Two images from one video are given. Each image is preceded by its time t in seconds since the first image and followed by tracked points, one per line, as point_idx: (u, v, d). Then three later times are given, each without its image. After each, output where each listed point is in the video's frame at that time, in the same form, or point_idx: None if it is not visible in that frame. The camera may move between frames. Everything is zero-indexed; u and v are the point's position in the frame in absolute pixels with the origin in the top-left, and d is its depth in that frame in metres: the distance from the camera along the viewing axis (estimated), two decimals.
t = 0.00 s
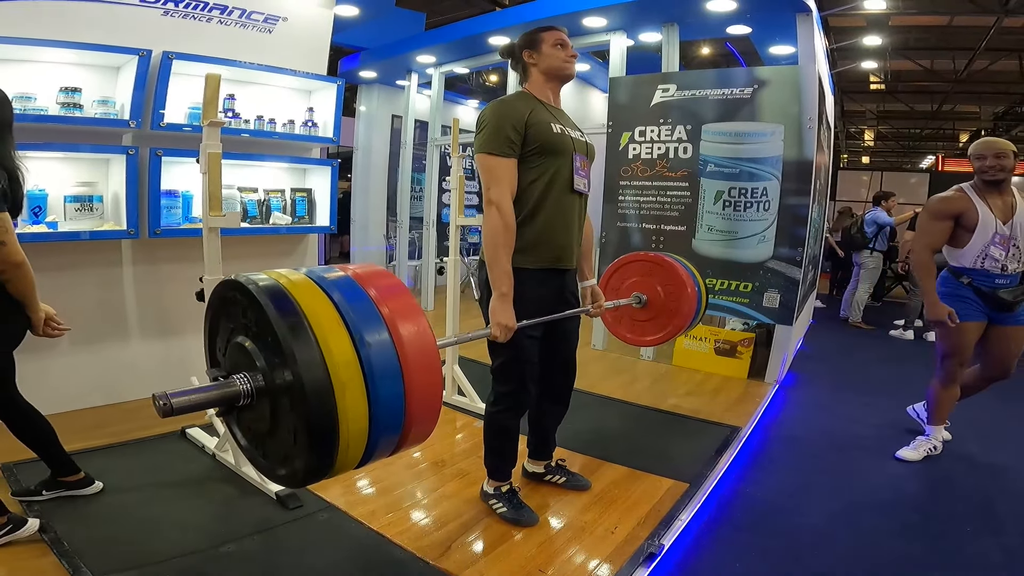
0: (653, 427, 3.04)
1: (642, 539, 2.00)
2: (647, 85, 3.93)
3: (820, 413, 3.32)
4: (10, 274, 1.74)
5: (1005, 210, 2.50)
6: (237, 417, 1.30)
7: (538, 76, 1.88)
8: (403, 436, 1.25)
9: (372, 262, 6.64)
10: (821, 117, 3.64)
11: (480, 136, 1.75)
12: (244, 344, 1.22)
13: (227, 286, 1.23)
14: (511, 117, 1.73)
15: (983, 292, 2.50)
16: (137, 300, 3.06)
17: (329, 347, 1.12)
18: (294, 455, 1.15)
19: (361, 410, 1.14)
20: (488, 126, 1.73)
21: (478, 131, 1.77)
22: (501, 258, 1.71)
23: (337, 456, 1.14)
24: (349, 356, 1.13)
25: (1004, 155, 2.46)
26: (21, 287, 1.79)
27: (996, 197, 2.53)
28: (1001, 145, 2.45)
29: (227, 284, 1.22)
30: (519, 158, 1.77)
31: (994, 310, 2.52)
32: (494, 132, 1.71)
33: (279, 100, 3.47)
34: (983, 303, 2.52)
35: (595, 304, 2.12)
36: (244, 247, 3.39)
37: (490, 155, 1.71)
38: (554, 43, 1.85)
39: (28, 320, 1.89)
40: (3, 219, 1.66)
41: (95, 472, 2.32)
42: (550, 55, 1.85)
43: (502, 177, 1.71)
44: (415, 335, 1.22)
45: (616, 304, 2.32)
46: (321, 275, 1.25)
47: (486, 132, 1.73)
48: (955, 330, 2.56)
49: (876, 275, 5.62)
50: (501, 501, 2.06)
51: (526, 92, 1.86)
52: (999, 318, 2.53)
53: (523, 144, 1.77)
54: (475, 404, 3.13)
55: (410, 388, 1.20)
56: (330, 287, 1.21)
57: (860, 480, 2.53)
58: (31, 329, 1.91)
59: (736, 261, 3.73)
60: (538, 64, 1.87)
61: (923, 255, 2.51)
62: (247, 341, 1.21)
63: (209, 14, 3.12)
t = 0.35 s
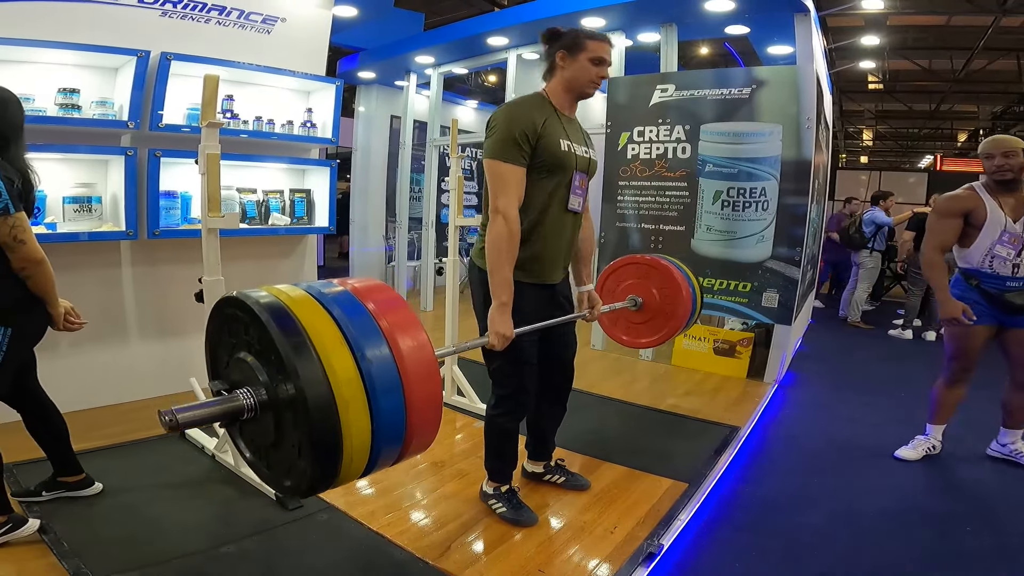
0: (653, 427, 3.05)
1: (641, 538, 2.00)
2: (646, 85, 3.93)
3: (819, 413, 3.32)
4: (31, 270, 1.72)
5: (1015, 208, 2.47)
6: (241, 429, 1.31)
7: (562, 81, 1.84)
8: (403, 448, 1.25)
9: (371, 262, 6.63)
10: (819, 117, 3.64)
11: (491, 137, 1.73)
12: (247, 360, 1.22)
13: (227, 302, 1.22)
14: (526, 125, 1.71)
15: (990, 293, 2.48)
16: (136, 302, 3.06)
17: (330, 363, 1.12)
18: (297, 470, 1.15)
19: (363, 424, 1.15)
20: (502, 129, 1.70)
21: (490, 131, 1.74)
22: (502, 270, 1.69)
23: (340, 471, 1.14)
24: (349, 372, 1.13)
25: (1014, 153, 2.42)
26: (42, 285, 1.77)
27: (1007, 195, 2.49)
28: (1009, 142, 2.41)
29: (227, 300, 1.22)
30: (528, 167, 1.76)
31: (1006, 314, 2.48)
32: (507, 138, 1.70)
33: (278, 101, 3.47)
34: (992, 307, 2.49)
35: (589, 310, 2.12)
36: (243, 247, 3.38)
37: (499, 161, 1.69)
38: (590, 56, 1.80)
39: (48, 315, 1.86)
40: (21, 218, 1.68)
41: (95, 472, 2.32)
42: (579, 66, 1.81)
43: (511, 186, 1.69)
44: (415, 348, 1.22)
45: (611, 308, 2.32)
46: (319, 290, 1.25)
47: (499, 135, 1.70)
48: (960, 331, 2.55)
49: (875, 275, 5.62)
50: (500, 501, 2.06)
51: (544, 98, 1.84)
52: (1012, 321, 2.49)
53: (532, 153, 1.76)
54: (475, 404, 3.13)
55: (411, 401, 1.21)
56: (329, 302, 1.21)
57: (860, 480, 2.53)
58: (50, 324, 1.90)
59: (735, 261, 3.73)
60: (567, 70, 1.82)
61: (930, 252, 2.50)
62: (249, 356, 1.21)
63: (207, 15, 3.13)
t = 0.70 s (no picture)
0: (653, 425, 3.05)
1: (641, 536, 2.00)
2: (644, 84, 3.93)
3: (818, 410, 3.33)
4: (39, 271, 1.71)
5: None
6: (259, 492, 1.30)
7: (608, 128, 1.71)
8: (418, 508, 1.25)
9: (370, 262, 6.63)
10: (818, 116, 3.65)
11: (519, 179, 1.57)
12: (259, 427, 1.21)
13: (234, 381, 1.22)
14: (558, 178, 1.59)
15: (1012, 295, 2.33)
16: (135, 302, 3.06)
17: (341, 438, 1.11)
18: (319, 540, 1.15)
19: (379, 493, 1.15)
20: (535, 176, 1.56)
21: (521, 171, 1.59)
22: (511, 328, 1.56)
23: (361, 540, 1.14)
24: (360, 444, 1.13)
25: None
26: (50, 287, 1.76)
27: None
28: None
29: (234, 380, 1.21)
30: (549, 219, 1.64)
31: None
32: (541, 187, 1.55)
33: (276, 101, 3.47)
34: (1015, 308, 2.34)
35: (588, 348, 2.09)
36: (242, 247, 3.38)
37: (526, 211, 1.54)
38: (650, 111, 1.67)
39: (55, 316, 1.85)
40: (29, 219, 1.68)
41: (95, 473, 2.32)
42: (633, 117, 1.69)
43: (536, 240, 1.55)
44: (419, 411, 1.21)
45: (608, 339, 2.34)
46: (320, 362, 1.24)
47: (530, 180, 1.56)
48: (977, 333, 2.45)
49: (874, 273, 5.63)
50: (501, 500, 2.06)
51: (584, 144, 1.72)
52: None
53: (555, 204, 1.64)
54: (475, 403, 3.13)
55: (422, 464, 1.20)
56: (332, 374, 1.21)
57: (860, 478, 2.53)
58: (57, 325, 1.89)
59: (734, 259, 3.73)
60: (618, 118, 1.70)
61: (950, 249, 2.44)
62: (261, 427, 1.20)
63: (205, 15, 3.12)
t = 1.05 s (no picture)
0: (653, 423, 3.04)
1: (641, 534, 2.00)
2: (646, 81, 3.93)
3: (819, 409, 3.33)
4: (38, 267, 1.72)
5: None
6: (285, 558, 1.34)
7: (635, 217, 1.56)
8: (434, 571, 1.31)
9: (372, 259, 6.63)
10: (821, 114, 3.63)
11: (535, 258, 1.48)
12: (279, 502, 1.28)
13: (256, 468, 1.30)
14: (575, 264, 1.49)
15: None
16: (136, 299, 3.06)
17: (355, 517, 1.19)
18: None
19: (395, 565, 1.21)
20: (552, 258, 1.47)
21: (538, 248, 1.50)
22: (515, 397, 1.51)
23: None
24: (373, 522, 1.19)
25: None
26: (48, 282, 1.76)
27: None
28: None
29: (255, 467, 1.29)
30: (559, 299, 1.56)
31: None
32: (556, 271, 1.47)
33: (278, 97, 3.46)
34: None
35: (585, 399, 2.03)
36: (244, 244, 3.38)
37: (538, 291, 1.46)
38: (681, 207, 1.51)
39: (52, 312, 1.85)
40: (31, 214, 1.68)
41: (95, 469, 2.32)
42: (661, 211, 1.52)
43: (546, 321, 1.48)
44: (425, 485, 1.27)
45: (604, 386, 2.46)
46: (330, 445, 1.30)
47: (546, 261, 1.47)
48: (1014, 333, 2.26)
49: (876, 272, 5.61)
50: (501, 497, 2.06)
51: (607, 226, 1.58)
52: None
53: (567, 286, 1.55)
54: (475, 401, 3.13)
55: (432, 535, 1.25)
56: (342, 457, 1.27)
57: (861, 477, 2.52)
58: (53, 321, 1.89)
59: (735, 257, 3.73)
60: (647, 209, 1.53)
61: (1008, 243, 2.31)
62: (283, 503, 1.26)
63: (207, 11, 3.12)
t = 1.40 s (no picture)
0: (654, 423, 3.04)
1: (643, 535, 2.00)
2: (646, 81, 3.92)
3: (820, 409, 3.34)
4: (26, 272, 1.71)
5: None
6: None
7: (634, 275, 1.55)
8: None
9: (372, 259, 6.63)
10: (821, 114, 3.64)
11: (535, 304, 1.48)
12: (291, 538, 1.31)
13: (269, 507, 1.33)
14: (573, 314, 1.49)
15: None
16: (137, 301, 3.06)
17: (364, 553, 1.21)
18: None
19: None
20: (552, 307, 1.46)
21: (539, 294, 1.49)
22: (513, 439, 1.54)
23: None
24: (381, 558, 1.21)
25: None
26: (37, 287, 1.75)
27: None
28: None
29: (268, 506, 1.32)
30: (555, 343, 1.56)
31: None
32: (554, 320, 1.46)
33: (278, 98, 3.46)
34: None
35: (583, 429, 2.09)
36: (245, 245, 3.38)
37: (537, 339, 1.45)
38: (679, 270, 1.50)
39: (40, 317, 1.84)
40: (20, 218, 1.66)
41: (96, 471, 2.32)
42: (660, 271, 1.52)
43: (543, 367, 1.49)
44: (431, 521, 1.30)
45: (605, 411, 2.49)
46: (340, 486, 1.34)
47: (546, 308, 1.46)
48: None
49: (876, 272, 5.61)
50: (502, 498, 2.07)
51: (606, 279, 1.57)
52: None
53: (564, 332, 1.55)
54: (476, 402, 3.13)
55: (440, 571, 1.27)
56: (352, 497, 1.30)
57: (862, 477, 2.52)
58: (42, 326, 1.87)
59: (736, 257, 3.73)
60: (646, 269, 1.52)
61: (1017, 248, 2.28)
62: (295, 539, 1.29)
63: (207, 13, 3.12)
